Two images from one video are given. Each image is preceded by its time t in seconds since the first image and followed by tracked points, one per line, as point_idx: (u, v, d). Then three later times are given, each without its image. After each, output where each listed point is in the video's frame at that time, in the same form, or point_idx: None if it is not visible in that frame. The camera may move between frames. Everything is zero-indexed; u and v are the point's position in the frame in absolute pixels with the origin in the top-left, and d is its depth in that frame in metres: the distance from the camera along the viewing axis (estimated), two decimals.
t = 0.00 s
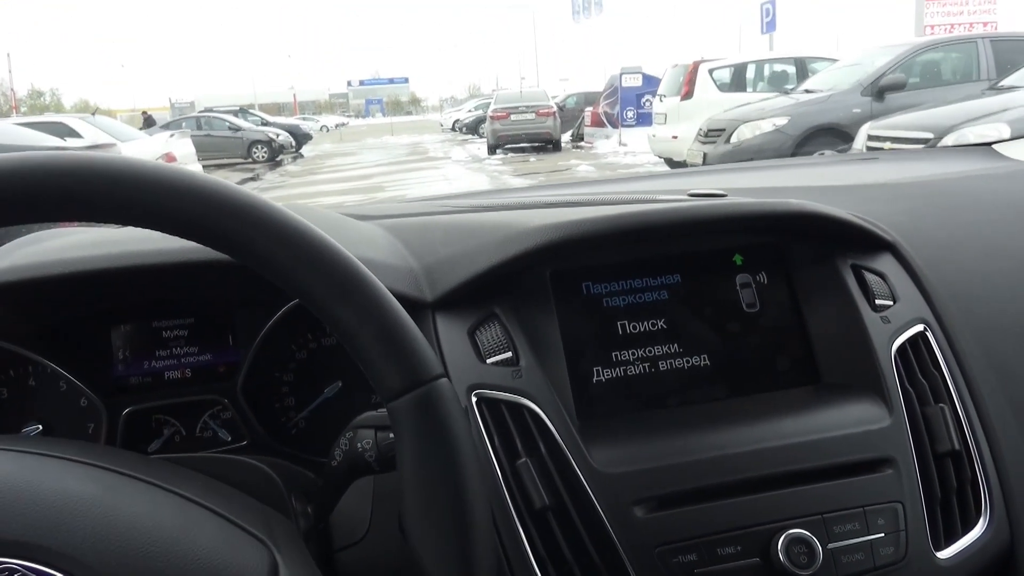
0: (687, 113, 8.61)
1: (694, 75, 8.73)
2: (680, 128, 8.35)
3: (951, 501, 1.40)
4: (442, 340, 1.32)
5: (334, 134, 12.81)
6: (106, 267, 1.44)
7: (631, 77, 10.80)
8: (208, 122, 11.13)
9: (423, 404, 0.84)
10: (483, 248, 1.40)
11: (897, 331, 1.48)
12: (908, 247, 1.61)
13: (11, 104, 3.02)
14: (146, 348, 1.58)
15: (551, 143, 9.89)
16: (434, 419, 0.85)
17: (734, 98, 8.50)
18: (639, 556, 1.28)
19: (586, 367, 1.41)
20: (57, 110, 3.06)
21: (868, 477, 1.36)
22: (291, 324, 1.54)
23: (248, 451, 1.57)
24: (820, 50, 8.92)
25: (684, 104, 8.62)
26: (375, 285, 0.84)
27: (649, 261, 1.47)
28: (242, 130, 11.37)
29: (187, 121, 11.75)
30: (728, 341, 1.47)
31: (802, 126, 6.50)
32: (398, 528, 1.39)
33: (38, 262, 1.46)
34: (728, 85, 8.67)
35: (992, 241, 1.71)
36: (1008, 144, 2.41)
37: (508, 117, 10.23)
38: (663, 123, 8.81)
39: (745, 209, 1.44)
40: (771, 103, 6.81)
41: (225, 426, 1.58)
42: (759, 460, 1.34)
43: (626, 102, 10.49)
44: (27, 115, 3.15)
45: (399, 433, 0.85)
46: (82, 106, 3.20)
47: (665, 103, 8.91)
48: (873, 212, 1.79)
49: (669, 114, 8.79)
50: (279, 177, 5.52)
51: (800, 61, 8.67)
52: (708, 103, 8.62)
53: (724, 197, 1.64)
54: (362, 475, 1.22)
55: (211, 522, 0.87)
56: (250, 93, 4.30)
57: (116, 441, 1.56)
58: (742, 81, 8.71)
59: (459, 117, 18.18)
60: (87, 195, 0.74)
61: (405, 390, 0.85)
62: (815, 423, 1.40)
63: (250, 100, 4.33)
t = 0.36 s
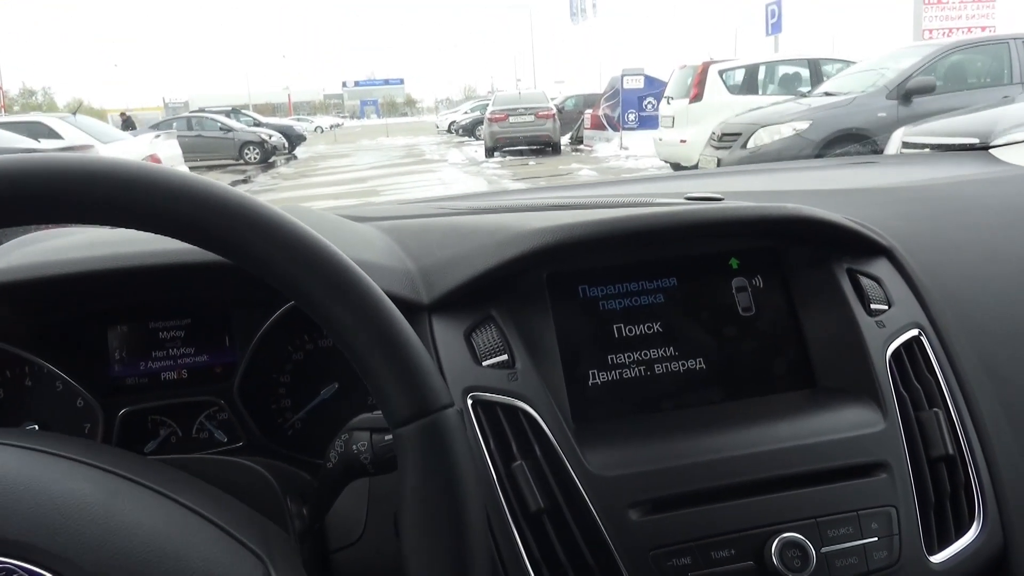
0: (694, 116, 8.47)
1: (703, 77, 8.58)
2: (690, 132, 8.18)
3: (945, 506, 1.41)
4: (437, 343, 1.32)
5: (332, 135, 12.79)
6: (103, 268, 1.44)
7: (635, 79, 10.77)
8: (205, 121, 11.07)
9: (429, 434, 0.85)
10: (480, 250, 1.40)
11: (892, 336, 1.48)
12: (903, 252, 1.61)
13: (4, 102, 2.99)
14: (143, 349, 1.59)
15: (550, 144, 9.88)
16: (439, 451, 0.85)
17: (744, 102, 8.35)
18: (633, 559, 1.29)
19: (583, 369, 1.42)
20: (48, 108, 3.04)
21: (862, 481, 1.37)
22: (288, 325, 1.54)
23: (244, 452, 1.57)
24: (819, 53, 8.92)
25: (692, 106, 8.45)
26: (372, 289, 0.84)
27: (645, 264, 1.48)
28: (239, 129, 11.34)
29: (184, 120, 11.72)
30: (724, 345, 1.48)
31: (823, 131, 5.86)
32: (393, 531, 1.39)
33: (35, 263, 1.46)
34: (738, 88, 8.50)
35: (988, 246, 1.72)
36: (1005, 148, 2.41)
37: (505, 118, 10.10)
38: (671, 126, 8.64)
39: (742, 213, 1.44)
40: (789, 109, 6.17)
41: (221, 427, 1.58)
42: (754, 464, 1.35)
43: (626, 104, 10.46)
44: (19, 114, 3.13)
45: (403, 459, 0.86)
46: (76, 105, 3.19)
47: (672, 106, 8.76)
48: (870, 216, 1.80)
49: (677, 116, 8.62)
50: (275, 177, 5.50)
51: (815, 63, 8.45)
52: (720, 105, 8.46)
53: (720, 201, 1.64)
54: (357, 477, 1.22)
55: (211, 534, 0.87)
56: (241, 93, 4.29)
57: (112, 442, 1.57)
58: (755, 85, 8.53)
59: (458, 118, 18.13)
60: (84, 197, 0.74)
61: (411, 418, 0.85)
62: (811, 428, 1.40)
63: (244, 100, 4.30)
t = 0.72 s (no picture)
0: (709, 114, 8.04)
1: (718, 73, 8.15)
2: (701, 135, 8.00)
3: (948, 507, 1.40)
4: (441, 340, 1.32)
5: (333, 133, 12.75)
6: (106, 263, 1.44)
7: (640, 80, 10.74)
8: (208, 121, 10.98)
9: (443, 460, 0.85)
10: (483, 248, 1.40)
11: (896, 336, 1.48)
12: (908, 252, 1.61)
13: None
14: (146, 344, 1.58)
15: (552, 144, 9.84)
16: (452, 477, 0.85)
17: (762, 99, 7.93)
18: (636, 558, 1.28)
19: (586, 368, 1.41)
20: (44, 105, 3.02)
21: (865, 481, 1.37)
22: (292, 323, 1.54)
23: (247, 449, 1.57)
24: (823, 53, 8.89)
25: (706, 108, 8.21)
26: (376, 285, 0.84)
27: (649, 262, 1.47)
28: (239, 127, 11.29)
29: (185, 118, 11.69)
30: (727, 344, 1.47)
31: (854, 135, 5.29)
32: (396, 529, 1.39)
33: (39, 258, 1.46)
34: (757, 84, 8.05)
35: (994, 246, 1.71)
36: (1011, 149, 2.40)
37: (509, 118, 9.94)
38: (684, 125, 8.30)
39: (747, 211, 1.44)
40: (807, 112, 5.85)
41: (223, 424, 1.58)
42: (757, 464, 1.34)
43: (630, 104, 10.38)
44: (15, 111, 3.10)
45: (414, 482, 0.86)
46: (71, 102, 3.18)
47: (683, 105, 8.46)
48: (875, 216, 1.79)
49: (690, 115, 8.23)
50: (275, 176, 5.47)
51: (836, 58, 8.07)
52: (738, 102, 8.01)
53: (724, 200, 1.64)
54: (359, 474, 1.22)
55: (217, 538, 0.87)
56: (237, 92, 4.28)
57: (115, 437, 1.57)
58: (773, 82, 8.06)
59: (461, 117, 18.08)
60: (87, 191, 0.74)
61: (426, 440, 0.85)
62: (815, 428, 1.40)
63: (239, 98, 4.29)
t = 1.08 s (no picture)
0: (722, 115, 7.70)
1: (731, 72, 7.80)
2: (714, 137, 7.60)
3: (949, 506, 1.41)
4: (445, 337, 1.32)
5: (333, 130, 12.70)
6: (113, 258, 1.44)
7: (643, 77, 10.47)
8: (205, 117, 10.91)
9: (447, 456, 0.85)
10: (487, 245, 1.40)
11: (898, 335, 1.48)
12: (911, 252, 1.61)
13: None
14: (151, 339, 1.59)
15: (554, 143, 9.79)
16: (456, 473, 0.86)
17: (778, 99, 7.58)
18: (637, 556, 1.29)
19: (589, 365, 1.42)
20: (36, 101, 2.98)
21: (867, 479, 1.37)
22: (297, 319, 1.55)
23: (250, 444, 1.58)
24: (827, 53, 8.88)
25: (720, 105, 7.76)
26: (382, 281, 0.85)
27: (652, 261, 1.48)
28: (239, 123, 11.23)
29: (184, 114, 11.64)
30: (730, 342, 1.48)
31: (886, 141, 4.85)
32: (398, 525, 1.40)
33: (46, 252, 1.46)
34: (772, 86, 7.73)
35: (996, 246, 1.71)
36: (1014, 150, 2.41)
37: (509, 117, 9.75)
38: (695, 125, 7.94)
39: (751, 211, 1.45)
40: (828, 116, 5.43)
41: (227, 419, 1.59)
42: (758, 462, 1.35)
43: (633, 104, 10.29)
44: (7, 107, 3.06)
45: (418, 478, 0.86)
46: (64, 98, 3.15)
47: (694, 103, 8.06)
48: (878, 216, 1.80)
49: (702, 115, 7.84)
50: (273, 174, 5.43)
51: (855, 58, 7.74)
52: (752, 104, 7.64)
53: (728, 199, 1.64)
54: (364, 470, 1.22)
55: (222, 531, 0.88)
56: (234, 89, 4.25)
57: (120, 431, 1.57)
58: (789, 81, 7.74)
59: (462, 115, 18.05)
60: (96, 186, 0.74)
61: (430, 435, 0.86)
62: (817, 427, 1.41)
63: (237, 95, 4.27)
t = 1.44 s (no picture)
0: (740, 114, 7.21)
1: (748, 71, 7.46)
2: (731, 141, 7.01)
3: (948, 506, 1.41)
4: (444, 337, 1.32)
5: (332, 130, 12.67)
6: (113, 257, 1.44)
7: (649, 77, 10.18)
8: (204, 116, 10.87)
9: (444, 454, 0.85)
10: (487, 245, 1.40)
11: (898, 336, 1.48)
12: (911, 252, 1.61)
13: None
14: (150, 338, 1.59)
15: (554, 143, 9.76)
16: (452, 471, 0.86)
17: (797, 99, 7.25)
18: (636, 556, 1.29)
19: (588, 365, 1.42)
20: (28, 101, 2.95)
21: (866, 480, 1.37)
22: (296, 318, 1.55)
23: (249, 443, 1.58)
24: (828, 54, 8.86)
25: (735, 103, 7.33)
26: (380, 280, 0.85)
27: (652, 261, 1.48)
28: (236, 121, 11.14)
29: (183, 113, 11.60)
30: (730, 342, 1.48)
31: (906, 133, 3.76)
32: (397, 525, 1.40)
33: (46, 250, 1.46)
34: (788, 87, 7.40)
35: (997, 247, 1.71)
36: (1015, 151, 2.41)
37: (509, 118, 9.61)
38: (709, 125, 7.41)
39: (751, 211, 1.44)
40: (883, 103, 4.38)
41: (227, 417, 1.59)
42: (757, 463, 1.35)
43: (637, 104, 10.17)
44: None
45: (415, 476, 0.86)
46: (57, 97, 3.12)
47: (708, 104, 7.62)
48: (879, 216, 1.79)
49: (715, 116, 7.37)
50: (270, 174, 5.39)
51: (874, 59, 7.45)
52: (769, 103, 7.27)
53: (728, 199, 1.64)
54: (363, 469, 1.22)
55: (220, 528, 0.88)
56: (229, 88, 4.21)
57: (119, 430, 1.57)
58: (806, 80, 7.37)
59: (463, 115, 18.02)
60: (95, 185, 0.74)
61: (426, 433, 0.86)
62: (816, 427, 1.41)
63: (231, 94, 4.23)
